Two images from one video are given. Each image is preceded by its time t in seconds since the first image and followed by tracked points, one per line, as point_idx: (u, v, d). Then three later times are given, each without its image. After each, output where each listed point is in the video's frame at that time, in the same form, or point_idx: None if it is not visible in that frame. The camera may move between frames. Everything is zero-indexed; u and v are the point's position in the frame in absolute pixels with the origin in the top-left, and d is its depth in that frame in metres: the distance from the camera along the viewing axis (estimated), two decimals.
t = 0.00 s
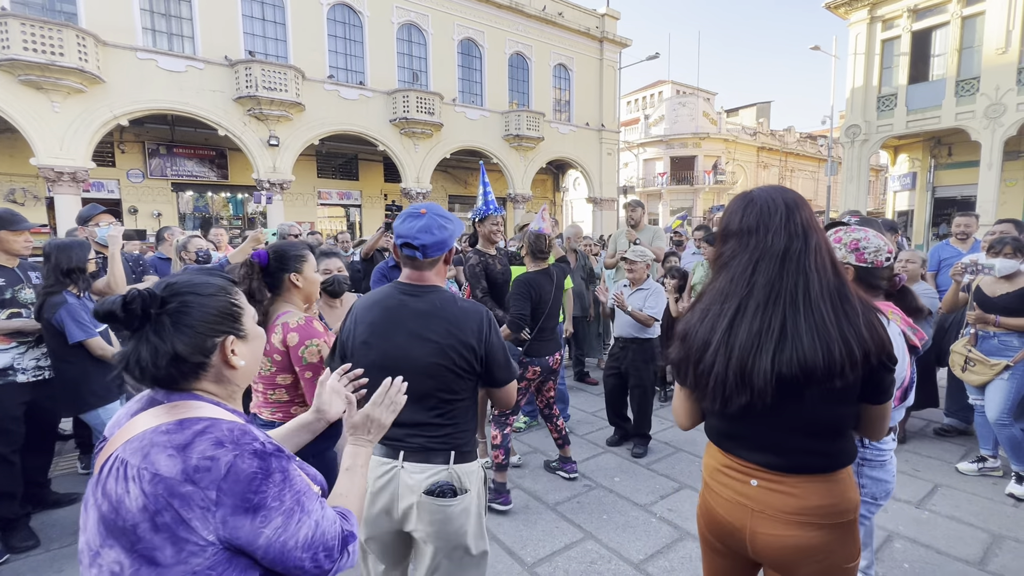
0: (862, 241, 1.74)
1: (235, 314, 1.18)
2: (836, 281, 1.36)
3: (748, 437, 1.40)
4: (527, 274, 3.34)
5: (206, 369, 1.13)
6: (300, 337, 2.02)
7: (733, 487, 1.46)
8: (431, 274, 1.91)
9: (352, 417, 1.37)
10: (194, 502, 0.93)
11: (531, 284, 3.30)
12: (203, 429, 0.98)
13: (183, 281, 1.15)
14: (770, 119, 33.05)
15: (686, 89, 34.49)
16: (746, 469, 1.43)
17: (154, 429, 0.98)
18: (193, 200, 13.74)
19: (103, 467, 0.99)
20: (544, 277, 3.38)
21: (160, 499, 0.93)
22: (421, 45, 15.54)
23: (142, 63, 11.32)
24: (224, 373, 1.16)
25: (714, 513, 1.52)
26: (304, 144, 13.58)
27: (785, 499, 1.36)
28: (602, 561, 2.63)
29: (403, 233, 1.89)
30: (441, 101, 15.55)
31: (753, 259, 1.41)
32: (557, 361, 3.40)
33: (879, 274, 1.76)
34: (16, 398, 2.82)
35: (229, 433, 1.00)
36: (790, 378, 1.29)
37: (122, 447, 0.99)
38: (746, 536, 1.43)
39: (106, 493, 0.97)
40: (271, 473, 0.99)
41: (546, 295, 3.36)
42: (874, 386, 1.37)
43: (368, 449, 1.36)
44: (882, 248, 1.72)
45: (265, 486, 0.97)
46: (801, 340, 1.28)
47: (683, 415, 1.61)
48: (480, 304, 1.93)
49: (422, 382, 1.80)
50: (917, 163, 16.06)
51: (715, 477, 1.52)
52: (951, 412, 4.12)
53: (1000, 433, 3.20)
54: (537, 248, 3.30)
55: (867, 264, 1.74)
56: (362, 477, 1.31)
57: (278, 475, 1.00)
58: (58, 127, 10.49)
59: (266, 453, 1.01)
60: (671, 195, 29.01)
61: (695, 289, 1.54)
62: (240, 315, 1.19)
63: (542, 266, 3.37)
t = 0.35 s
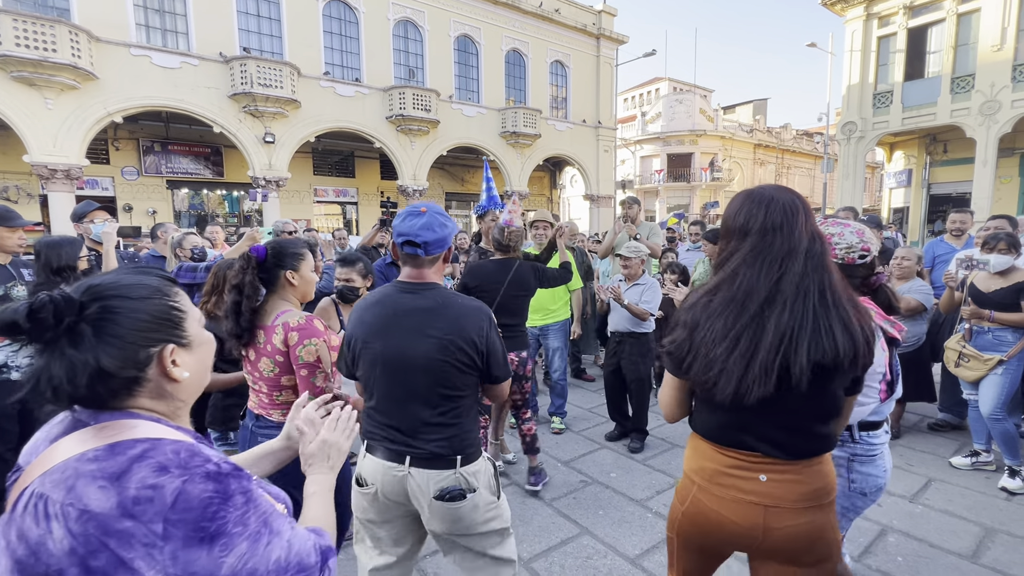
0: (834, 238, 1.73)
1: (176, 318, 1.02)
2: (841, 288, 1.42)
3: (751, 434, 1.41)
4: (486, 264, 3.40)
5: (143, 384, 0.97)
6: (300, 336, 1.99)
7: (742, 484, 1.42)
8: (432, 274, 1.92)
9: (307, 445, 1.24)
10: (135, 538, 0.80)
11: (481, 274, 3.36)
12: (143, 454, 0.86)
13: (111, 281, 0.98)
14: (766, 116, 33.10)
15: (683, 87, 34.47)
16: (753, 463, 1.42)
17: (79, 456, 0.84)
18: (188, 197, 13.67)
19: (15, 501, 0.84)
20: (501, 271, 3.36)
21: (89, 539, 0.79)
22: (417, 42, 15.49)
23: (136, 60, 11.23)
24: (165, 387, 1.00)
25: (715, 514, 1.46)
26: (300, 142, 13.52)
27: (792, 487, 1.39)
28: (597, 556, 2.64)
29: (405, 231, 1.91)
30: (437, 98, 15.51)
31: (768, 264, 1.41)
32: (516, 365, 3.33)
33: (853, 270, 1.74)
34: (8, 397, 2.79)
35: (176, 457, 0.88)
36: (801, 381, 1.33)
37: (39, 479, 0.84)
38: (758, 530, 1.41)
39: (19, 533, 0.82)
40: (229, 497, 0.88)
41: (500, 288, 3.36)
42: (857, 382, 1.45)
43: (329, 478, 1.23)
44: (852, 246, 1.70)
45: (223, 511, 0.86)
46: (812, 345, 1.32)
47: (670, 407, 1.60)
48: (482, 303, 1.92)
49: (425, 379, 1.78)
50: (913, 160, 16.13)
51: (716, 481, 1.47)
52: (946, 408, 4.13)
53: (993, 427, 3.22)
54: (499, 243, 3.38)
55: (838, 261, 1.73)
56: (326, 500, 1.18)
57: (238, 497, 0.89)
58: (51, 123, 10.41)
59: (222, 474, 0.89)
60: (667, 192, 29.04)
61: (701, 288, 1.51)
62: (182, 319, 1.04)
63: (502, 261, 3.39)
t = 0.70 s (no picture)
0: (838, 236, 1.69)
1: (104, 319, 0.91)
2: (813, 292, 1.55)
3: (748, 431, 1.44)
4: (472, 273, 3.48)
5: (68, 390, 0.86)
6: (282, 340, 1.92)
7: (729, 478, 1.46)
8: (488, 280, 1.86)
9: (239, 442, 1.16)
10: (78, 552, 0.76)
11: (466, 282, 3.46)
12: (80, 465, 0.80)
13: (29, 277, 0.86)
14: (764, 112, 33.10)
15: (681, 83, 34.40)
16: (739, 457, 1.47)
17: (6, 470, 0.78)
18: (186, 194, 13.63)
19: None
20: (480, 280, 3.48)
21: (26, 556, 0.75)
22: (415, 39, 15.42)
23: (132, 57, 11.18)
24: (93, 393, 0.89)
25: (709, 514, 1.47)
26: (298, 139, 13.48)
27: (769, 472, 1.50)
28: (594, 551, 2.65)
29: (457, 236, 1.84)
30: (435, 94, 15.45)
31: (761, 270, 1.42)
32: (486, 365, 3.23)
33: (851, 272, 1.72)
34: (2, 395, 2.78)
35: (117, 467, 0.82)
36: (788, 383, 1.41)
37: None
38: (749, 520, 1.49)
39: None
40: (179, 504, 0.83)
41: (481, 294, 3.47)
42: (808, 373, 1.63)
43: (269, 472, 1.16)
44: (858, 246, 1.67)
45: (173, 519, 0.82)
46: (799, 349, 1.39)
47: (654, 410, 1.48)
48: (529, 312, 1.92)
49: (484, 384, 1.76)
50: (911, 156, 16.15)
51: (707, 482, 1.46)
52: (941, 403, 4.16)
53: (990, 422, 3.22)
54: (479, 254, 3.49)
55: (840, 260, 1.69)
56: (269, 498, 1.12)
57: (189, 504, 0.84)
58: (47, 121, 10.36)
59: (170, 482, 0.84)
60: (666, 188, 29.02)
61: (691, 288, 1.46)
62: (113, 319, 0.92)
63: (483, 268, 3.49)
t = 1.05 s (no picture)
0: (846, 228, 1.72)
1: (85, 312, 0.90)
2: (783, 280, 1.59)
3: (753, 418, 1.43)
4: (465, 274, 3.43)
5: (48, 382, 0.85)
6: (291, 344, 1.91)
7: (736, 470, 1.45)
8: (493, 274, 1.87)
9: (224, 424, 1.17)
10: (83, 534, 0.78)
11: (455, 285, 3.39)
12: (75, 451, 0.81)
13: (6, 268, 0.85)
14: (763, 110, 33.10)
15: (679, 80, 34.37)
16: (746, 449, 1.45)
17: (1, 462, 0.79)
18: (182, 192, 13.58)
19: None
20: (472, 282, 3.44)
21: (32, 543, 0.77)
22: (412, 35, 15.36)
23: (127, 54, 11.11)
24: (74, 386, 0.88)
25: (717, 506, 1.45)
26: (295, 136, 13.44)
27: (777, 464, 1.49)
28: (592, 547, 2.66)
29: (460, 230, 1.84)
30: (433, 92, 15.40)
31: (738, 263, 1.44)
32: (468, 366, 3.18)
33: (851, 261, 1.75)
34: None
35: (112, 451, 0.84)
36: (777, 368, 1.41)
37: None
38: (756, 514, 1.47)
39: None
40: (177, 481, 0.85)
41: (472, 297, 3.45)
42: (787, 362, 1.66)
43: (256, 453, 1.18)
44: (861, 237, 1.72)
45: (173, 496, 0.84)
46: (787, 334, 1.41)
47: (668, 409, 1.42)
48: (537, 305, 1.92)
49: (491, 377, 1.76)
50: (908, 153, 16.17)
51: (715, 475, 1.45)
52: (937, 398, 4.18)
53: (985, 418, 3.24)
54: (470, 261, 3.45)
55: (846, 251, 1.72)
56: (261, 477, 1.13)
57: (187, 481, 0.86)
58: (43, 118, 10.31)
59: (167, 462, 0.86)
60: (664, 186, 29.00)
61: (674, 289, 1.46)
62: (93, 312, 0.91)
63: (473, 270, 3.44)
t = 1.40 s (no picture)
0: (862, 232, 1.73)
1: (121, 303, 0.97)
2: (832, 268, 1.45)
3: (767, 419, 1.40)
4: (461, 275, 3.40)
5: (88, 365, 0.93)
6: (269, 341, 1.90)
7: (755, 468, 1.43)
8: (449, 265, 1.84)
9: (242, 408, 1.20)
10: (121, 503, 0.84)
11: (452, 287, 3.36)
12: (114, 428, 0.87)
13: (54, 264, 0.93)
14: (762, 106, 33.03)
15: (679, 77, 34.29)
16: (768, 447, 1.43)
17: (48, 437, 0.85)
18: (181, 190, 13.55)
19: None
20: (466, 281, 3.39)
21: (76, 509, 0.82)
22: (411, 32, 15.31)
23: (125, 50, 11.07)
24: (113, 369, 0.96)
25: (731, 500, 1.46)
26: (294, 133, 13.42)
27: (805, 468, 1.43)
28: (592, 543, 2.66)
29: (420, 223, 1.80)
30: (432, 88, 15.34)
31: (744, 258, 1.42)
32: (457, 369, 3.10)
33: (866, 265, 1.76)
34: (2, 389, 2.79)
35: (147, 428, 0.89)
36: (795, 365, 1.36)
37: (8, 461, 0.85)
38: (775, 514, 1.43)
39: None
40: (204, 457, 0.91)
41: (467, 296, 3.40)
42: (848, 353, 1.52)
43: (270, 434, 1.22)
44: (875, 242, 1.73)
45: (202, 469, 0.89)
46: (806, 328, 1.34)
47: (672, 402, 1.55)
48: (500, 290, 1.85)
49: (454, 367, 1.75)
50: (908, 150, 16.15)
51: (731, 468, 1.45)
52: (937, 395, 4.18)
53: (988, 414, 3.24)
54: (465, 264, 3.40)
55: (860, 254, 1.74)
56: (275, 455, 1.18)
57: (214, 457, 0.92)
58: (41, 115, 10.28)
59: (194, 439, 0.92)
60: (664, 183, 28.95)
61: (690, 283, 1.50)
62: (128, 303, 0.98)
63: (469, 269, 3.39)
